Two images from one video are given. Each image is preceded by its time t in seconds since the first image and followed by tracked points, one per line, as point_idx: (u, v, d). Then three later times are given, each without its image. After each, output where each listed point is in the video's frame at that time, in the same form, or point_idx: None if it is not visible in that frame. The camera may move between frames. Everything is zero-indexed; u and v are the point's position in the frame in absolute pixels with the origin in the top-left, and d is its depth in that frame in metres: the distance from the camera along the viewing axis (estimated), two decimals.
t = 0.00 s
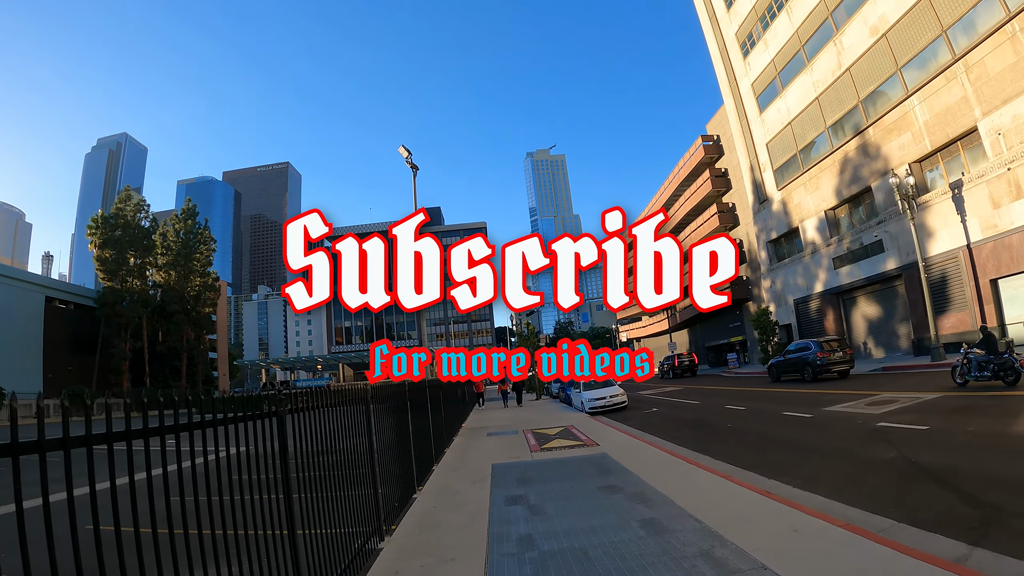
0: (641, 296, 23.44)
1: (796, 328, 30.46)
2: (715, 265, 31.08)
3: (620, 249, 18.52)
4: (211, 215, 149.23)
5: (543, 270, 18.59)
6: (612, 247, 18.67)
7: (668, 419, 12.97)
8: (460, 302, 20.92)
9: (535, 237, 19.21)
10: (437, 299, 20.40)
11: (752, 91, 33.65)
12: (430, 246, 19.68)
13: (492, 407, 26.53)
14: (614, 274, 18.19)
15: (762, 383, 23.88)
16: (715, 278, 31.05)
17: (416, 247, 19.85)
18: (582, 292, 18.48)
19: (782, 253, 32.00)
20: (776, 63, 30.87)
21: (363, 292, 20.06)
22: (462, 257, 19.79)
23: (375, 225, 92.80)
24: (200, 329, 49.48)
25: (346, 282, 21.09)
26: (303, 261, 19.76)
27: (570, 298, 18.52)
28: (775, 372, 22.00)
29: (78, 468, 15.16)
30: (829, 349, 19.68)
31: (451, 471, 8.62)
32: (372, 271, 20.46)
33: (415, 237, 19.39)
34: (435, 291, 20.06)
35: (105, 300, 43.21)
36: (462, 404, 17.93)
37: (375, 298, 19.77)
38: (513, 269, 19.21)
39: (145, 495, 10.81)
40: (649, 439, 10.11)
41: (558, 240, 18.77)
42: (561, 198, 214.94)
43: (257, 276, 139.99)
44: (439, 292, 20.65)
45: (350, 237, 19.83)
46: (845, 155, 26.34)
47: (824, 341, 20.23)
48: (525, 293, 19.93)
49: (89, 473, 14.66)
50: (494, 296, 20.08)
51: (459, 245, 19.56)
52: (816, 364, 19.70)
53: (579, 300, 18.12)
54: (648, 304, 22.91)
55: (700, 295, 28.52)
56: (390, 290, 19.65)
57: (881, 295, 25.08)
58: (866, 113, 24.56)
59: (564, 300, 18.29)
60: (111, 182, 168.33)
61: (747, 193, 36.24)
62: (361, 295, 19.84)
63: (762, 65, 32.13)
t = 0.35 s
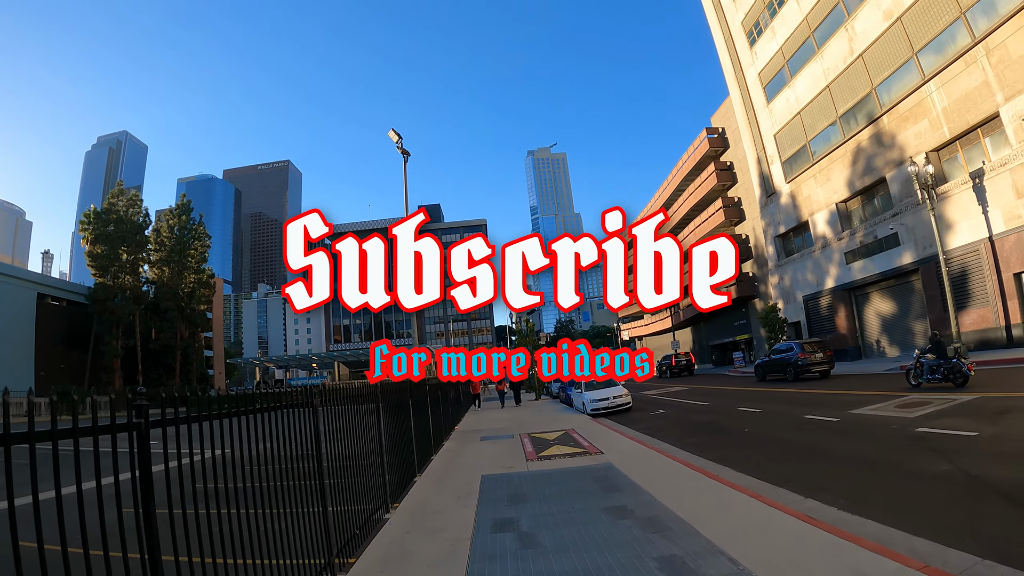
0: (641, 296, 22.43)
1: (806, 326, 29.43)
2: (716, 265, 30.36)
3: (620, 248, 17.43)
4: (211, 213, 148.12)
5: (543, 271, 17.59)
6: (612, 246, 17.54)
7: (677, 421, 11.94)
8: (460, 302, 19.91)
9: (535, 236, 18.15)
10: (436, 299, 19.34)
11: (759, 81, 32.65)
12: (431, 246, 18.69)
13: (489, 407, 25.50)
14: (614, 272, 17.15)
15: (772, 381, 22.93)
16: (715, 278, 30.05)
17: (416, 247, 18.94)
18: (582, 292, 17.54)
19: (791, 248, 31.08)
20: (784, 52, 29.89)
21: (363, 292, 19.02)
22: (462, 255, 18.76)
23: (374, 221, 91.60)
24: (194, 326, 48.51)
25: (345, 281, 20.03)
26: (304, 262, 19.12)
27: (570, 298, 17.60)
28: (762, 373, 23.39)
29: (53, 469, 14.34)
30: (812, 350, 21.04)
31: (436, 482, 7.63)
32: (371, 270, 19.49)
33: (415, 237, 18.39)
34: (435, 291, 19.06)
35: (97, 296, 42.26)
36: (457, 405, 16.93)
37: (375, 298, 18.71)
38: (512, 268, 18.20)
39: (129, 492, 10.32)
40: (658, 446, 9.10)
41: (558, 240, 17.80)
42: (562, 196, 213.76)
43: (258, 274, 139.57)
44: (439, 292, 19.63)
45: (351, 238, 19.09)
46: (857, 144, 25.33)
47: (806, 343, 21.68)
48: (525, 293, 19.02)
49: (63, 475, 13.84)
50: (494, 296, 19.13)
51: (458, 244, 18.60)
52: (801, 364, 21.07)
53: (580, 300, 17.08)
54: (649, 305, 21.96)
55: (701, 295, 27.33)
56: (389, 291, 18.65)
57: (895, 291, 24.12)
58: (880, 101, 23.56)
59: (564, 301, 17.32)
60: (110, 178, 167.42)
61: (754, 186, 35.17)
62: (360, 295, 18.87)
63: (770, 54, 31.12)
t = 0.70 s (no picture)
0: (641, 295, 21.30)
1: (822, 320, 28.26)
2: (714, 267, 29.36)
3: (620, 250, 16.36)
4: (215, 203, 147.42)
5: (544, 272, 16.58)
6: (612, 246, 16.65)
7: (692, 420, 10.88)
8: (459, 303, 18.83)
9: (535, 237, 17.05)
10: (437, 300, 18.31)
11: (774, 65, 31.33)
12: (432, 246, 17.65)
13: (490, 401, 24.52)
14: (614, 269, 16.08)
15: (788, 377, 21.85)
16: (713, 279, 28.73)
17: (416, 248, 17.85)
18: (584, 292, 16.43)
19: (806, 239, 29.87)
20: (801, 34, 28.58)
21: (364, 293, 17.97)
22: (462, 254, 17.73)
23: (378, 212, 90.51)
24: (193, 316, 47.76)
25: (345, 282, 18.90)
26: (304, 262, 17.96)
27: (569, 299, 16.73)
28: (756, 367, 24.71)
29: (27, 466, 13.58)
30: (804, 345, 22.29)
31: (421, 491, 6.67)
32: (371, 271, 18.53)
33: (415, 237, 17.41)
34: (436, 291, 17.90)
35: (93, 284, 41.44)
36: (455, 402, 15.87)
37: (375, 298, 17.73)
38: (511, 270, 17.12)
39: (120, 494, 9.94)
40: (673, 450, 8.07)
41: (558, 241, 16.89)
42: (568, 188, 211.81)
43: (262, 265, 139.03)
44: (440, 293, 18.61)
45: (349, 239, 18.19)
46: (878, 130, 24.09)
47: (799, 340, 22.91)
48: (525, 292, 17.81)
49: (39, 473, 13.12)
50: (494, 296, 18.11)
51: (457, 245, 17.69)
52: (794, 359, 22.33)
53: (580, 301, 16.05)
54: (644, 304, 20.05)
55: (699, 296, 25.89)
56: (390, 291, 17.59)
57: (918, 283, 22.95)
58: (903, 83, 22.33)
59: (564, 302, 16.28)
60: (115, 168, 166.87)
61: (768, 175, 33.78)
62: (360, 295, 17.71)
63: (785, 36, 29.80)
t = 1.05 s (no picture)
0: (639, 296, 20.17)
1: (841, 311, 26.98)
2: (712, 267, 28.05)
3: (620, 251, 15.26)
4: (223, 193, 146.92)
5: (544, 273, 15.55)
6: (612, 246, 15.57)
7: (712, 417, 9.86)
8: (459, 304, 17.84)
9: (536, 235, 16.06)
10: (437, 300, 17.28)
11: (792, 46, 29.85)
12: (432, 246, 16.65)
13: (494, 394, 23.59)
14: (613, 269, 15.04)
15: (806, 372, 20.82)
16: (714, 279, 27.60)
17: (416, 248, 16.94)
18: (584, 291, 15.65)
19: (826, 227, 28.51)
20: (821, 12, 27.13)
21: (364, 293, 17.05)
22: (463, 254, 16.73)
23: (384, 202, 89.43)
24: (195, 304, 47.21)
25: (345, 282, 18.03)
26: (303, 262, 17.00)
27: (570, 300, 15.90)
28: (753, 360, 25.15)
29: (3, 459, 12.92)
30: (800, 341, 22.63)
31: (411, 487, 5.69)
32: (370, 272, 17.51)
33: (415, 236, 16.42)
34: (436, 291, 16.86)
35: (91, 272, 41.23)
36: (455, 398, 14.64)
37: (376, 299, 16.79)
38: (512, 271, 16.14)
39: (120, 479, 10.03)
40: (697, 455, 7.00)
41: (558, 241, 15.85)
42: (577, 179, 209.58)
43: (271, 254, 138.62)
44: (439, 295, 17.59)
45: (350, 238, 17.15)
46: (904, 111, 22.76)
47: (796, 335, 23.27)
48: (525, 293, 16.58)
49: (18, 465, 12.60)
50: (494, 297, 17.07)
51: (457, 244, 16.72)
52: (789, 354, 22.76)
53: (580, 301, 15.09)
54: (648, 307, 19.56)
55: (699, 296, 24.85)
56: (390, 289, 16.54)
57: (946, 273, 21.68)
58: (932, 62, 21.05)
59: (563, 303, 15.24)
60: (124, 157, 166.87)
61: (785, 160, 32.20)
62: (360, 295, 16.83)
63: (805, 15, 28.33)
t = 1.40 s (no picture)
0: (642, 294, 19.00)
1: (863, 301, 25.63)
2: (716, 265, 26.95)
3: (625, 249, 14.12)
4: (229, 179, 146.26)
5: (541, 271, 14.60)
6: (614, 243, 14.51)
7: (739, 414, 8.91)
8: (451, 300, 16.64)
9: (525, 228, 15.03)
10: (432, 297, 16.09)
11: (811, 23, 28.18)
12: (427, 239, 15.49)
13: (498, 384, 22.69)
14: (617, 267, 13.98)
15: (827, 364, 19.77)
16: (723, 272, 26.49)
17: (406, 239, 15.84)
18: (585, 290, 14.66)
19: (847, 212, 26.96)
20: None
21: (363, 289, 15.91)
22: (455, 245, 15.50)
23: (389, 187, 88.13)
24: (197, 291, 46.67)
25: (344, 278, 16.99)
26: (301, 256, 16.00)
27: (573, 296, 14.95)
28: (753, 349, 25.46)
29: None
30: (799, 332, 22.86)
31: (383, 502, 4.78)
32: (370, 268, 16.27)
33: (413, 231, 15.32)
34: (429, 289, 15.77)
35: (90, 259, 40.37)
36: (455, 391, 13.05)
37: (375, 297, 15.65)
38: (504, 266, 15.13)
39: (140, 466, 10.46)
40: (731, 461, 6.02)
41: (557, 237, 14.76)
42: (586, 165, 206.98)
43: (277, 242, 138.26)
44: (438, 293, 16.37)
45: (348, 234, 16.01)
46: (933, 89, 21.28)
47: (796, 326, 23.52)
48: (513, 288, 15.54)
49: None
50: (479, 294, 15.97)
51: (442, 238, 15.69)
52: (788, 344, 23.01)
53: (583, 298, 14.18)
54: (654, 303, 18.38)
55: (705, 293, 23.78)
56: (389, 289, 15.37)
57: (977, 261, 20.41)
58: (962, 38, 19.71)
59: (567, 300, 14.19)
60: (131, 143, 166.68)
61: (803, 141, 30.33)
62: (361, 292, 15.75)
63: None
